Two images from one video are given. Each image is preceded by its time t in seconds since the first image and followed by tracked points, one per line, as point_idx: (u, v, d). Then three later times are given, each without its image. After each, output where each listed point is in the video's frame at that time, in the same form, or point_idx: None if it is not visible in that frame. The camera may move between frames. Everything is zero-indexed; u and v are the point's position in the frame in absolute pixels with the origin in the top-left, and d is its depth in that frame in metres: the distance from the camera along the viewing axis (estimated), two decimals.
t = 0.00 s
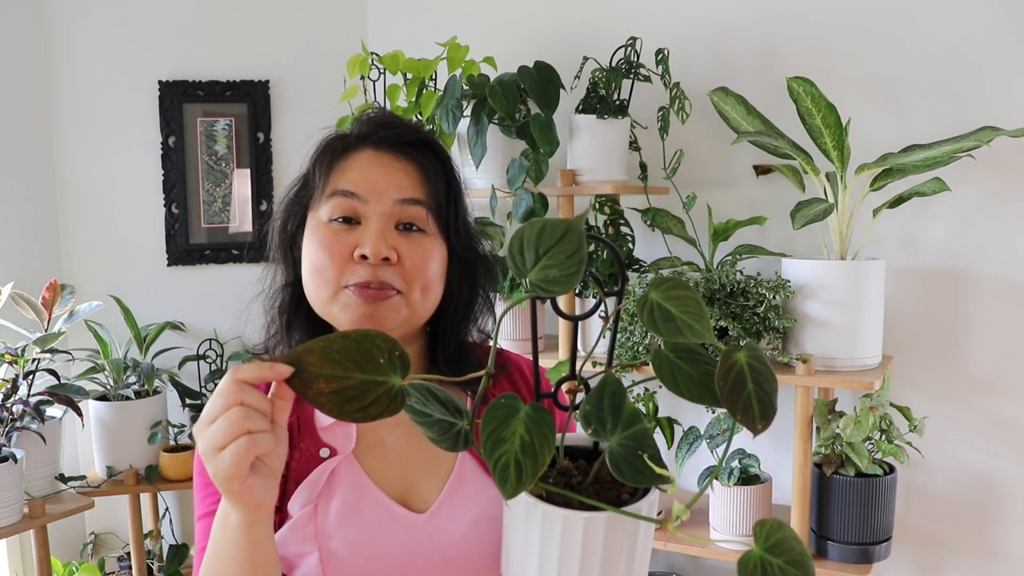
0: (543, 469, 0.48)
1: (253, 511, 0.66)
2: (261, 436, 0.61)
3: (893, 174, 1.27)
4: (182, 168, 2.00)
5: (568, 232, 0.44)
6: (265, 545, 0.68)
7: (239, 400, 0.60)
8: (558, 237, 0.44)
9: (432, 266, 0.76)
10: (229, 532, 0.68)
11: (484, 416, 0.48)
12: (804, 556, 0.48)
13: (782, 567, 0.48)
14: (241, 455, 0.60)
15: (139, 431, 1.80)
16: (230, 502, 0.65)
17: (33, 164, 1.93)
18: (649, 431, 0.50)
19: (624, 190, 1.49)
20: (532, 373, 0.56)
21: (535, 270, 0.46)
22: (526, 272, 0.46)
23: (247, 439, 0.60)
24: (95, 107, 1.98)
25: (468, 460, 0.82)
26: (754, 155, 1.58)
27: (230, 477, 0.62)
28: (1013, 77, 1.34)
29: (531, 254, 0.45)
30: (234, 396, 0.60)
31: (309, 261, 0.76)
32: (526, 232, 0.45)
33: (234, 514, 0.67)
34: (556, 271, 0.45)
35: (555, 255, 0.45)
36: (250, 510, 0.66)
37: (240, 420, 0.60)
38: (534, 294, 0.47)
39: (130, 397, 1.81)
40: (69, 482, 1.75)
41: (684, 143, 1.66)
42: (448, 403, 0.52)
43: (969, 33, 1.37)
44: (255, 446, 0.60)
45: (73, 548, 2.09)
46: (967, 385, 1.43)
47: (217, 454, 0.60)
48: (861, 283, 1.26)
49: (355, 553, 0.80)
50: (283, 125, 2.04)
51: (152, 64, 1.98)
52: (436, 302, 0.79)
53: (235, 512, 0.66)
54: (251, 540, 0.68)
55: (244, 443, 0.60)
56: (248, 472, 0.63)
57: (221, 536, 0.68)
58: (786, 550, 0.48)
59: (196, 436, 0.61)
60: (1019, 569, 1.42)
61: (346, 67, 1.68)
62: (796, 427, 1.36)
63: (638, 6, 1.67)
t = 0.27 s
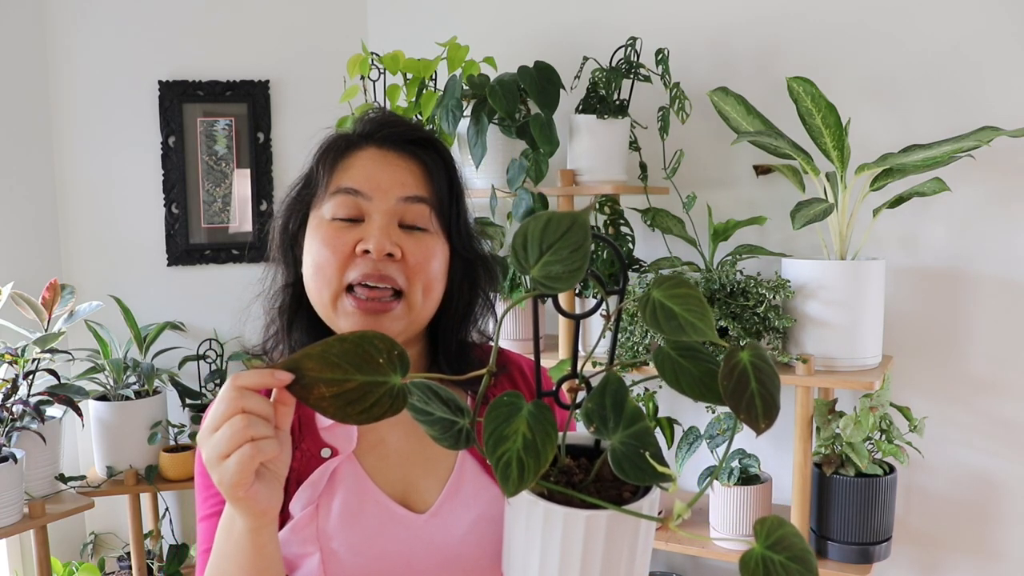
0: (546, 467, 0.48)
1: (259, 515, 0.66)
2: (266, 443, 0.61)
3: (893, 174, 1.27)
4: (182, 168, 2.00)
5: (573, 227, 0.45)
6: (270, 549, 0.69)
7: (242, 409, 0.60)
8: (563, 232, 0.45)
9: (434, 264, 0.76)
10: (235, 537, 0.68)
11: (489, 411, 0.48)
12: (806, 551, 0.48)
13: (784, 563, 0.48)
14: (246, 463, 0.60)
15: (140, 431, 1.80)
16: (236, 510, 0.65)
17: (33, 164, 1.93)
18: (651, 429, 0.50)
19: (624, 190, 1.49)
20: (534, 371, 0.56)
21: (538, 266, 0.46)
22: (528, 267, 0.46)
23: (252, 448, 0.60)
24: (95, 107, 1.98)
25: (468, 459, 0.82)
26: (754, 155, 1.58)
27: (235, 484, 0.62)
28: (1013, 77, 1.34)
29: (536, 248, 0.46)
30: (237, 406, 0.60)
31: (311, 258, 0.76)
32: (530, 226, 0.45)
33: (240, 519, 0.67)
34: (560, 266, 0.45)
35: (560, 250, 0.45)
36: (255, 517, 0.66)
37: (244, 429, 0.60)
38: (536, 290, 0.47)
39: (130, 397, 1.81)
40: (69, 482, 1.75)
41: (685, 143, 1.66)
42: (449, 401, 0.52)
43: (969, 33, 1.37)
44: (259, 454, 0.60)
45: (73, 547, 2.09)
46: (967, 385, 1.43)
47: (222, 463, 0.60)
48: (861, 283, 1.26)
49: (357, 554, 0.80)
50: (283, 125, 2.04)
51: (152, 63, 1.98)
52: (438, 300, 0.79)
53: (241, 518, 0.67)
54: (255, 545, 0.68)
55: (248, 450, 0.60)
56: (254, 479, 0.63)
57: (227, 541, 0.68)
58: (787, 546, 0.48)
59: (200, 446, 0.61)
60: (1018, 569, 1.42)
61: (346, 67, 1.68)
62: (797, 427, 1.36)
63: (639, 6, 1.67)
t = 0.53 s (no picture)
0: (543, 469, 0.47)
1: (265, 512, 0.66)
2: (275, 435, 0.60)
3: (893, 174, 1.27)
4: (183, 168, 2.00)
5: (560, 239, 0.44)
6: (272, 546, 0.69)
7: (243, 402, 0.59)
8: (551, 243, 0.44)
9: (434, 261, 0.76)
10: (239, 534, 0.68)
11: (485, 413, 0.48)
12: (801, 555, 0.48)
13: (780, 565, 0.48)
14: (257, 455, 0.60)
15: (139, 431, 1.80)
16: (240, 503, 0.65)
17: (34, 164, 1.93)
18: (648, 430, 0.50)
19: (624, 190, 1.49)
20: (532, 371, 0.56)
21: (531, 272, 0.46)
22: (522, 273, 0.46)
23: (261, 441, 0.60)
24: (95, 107, 1.98)
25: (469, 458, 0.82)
26: (754, 155, 1.58)
27: (246, 477, 0.62)
28: (1013, 77, 1.34)
29: (526, 256, 0.45)
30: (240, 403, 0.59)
31: (310, 257, 0.76)
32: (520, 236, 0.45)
33: (244, 515, 0.67)
34: (550, 275, 0.45)
35: (549, 259, 0.45)
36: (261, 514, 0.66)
37: (249, 424, 0.59)
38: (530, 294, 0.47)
39: (130, 397, 1.81)
40: (69, 482, 1.75)
41: (684, 142, 1.66)
42: (447, 401, 0.52)
43: (969, 33, 1.37)
44: (270, 446, 0.60)
45: (73, 548, 2.09)
46: (967, 385, 1.43)
47: (232, 458, 0.60)
48: (862, 283, 1.26)
49: (357, 553, 0.80)
50: (283, 125, 2.04)
51: (152, 63, 1.98)
52: (438, 297, 0.79)
53: (245, 516, 0.67)
54: (257, 543, 0.68)
55: (258, 444, 0.60)
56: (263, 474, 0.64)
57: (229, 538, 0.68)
58: (785, 549, 0.48)
59: (208, 443, 0.61)
60: (1019, 569, 1.42)
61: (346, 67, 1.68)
62: (796, 427, 1.36)
63: (638, 6, 1.67)
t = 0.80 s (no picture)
0: (547, 467, 0.47)
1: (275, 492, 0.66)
2: (285, 404, 0.58)
3: (893, 174, 1.27)
4: (182, 168, 2.00)
5: (556, 232, 0.44)
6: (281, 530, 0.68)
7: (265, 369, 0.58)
8: (548, 236, 0.44)
9: (436, 257, 0.76)
10: (248, 524, 0.67)
11: (489, 412, 0.48)
12: (803, 556, 0.48)
13: (782, 565, 0.48)
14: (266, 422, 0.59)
15: (140, 431, 1.80)
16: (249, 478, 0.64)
17: (33, 163, 1.93)
18: (653, 427, 0.50)
19: (624, 191, 1.49)
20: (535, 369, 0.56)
21: (532, 267, 0.46)
22: (523, 268, 0.46)
23: (270, 408, 0.59)
24: (95, 107, 1.98)
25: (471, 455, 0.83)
26: (755, 155, 1.58)
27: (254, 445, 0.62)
28: (1013, 77, 1.34)
29: (526, 251, 0.45)
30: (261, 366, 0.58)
31: (311, 257, 0.76)
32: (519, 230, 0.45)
33: (252, 500, 0.66)
34: (550, 269, 0.45)
35: (548, 253, 0.45)
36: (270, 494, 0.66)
37: (263, 389, 0.58)
38: (531, 289, 0.47)
39: (130, 397, 1.81)
40: (69, 482, 1.75)
41: (685, 143, 1.66)
42: (451, 397, 0.52)
43: (969, 33, 1.37)
44: (279, 413, 0.59)
45: (73, 547, 2.09)
46: (967, 385, 1.43)
47: (243, 423, 0.61)
48: (862, 283, 1.26)
49: (357, 549, 0.80)
50: (283, 125, 2.04)
51: (152, 63, 1.98)
52: (440, 293, 0.79)
53: (254, 495, 0.66)
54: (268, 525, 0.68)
55: (268, 411, 0.59)
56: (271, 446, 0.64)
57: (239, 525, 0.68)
58: (787, 548, 0.48)
59: (223, 407, 0.62)
60: (1018, 569, 1.42)
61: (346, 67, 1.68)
62: (796, 426, 1.36)
63: (638, 6, 1.67)
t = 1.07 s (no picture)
0: (551, 464, 0.48)
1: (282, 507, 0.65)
2: (290, 420, 0.59)
3: (893, 174, 1.27)
4: (182, 168, 2.00)
5: (574, 220, 0.44)
6: (288, 543, 0.68)
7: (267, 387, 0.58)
8: (565, 226, 0.45)
9: (437, 258, 0.76)
10: (256, 531, 0.68)
11: (493, 407, 0.48)
12: (809, 555, 0.48)
13: (787, 564, 0.48)
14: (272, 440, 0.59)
15: (140, 431, 1.80)
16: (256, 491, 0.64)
17: (33, 163, 1.93)
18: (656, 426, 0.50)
19: (624, 190, 1.49)
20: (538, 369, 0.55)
21: (543, 261, 0.46)
22: (533, 263, 0.46)
23: (276, 426, 0.59)
24: (95, 107, 1.98)
25: (472, 456, 0.83)
26: (755, 155, 1.58)
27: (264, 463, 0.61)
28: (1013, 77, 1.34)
29: (540, 244, 0.45)
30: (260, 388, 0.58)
31: (312, 259, 0.76)
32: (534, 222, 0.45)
33: (259, 510, 0.66)
34: (563, 262, 0.45)
35: (562, 246, 0.45)
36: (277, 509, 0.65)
37: (266, 406, 0.58)
38: (539, 285, 0.47)
39: (130, 397, 1.81)
40: (69, 482, 1.75)
41: (685, 142, 1.66)
42: (455, 397, 0.52)
43: (969, 33, 1.37)
44: (284, 431, 0.59)
45: (73, 547, 2.09)
46: (967, 385, 1.43)
47: (248, 442, 0.60)
48: (862, 283, 1.26)
49: (359, 551, 0.80)
50: (283, 124, 2.04)
51: (152, 63, 1.98)
52: (441, 294, 0.79)
53: (261, 508, 0.65)
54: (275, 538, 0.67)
55: (274, 430, 0.59)
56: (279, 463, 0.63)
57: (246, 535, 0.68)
58: (792, 547, 0.48)
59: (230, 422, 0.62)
60: (1018, 569, 1.42)
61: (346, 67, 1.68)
62: (796, 426, 1.36)
63: (638, 6, 1.67)
